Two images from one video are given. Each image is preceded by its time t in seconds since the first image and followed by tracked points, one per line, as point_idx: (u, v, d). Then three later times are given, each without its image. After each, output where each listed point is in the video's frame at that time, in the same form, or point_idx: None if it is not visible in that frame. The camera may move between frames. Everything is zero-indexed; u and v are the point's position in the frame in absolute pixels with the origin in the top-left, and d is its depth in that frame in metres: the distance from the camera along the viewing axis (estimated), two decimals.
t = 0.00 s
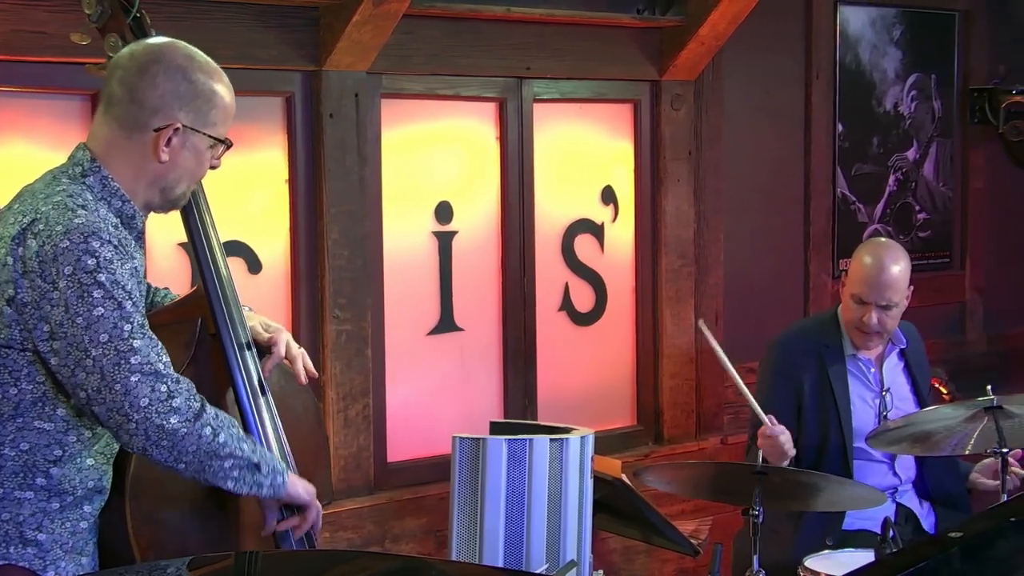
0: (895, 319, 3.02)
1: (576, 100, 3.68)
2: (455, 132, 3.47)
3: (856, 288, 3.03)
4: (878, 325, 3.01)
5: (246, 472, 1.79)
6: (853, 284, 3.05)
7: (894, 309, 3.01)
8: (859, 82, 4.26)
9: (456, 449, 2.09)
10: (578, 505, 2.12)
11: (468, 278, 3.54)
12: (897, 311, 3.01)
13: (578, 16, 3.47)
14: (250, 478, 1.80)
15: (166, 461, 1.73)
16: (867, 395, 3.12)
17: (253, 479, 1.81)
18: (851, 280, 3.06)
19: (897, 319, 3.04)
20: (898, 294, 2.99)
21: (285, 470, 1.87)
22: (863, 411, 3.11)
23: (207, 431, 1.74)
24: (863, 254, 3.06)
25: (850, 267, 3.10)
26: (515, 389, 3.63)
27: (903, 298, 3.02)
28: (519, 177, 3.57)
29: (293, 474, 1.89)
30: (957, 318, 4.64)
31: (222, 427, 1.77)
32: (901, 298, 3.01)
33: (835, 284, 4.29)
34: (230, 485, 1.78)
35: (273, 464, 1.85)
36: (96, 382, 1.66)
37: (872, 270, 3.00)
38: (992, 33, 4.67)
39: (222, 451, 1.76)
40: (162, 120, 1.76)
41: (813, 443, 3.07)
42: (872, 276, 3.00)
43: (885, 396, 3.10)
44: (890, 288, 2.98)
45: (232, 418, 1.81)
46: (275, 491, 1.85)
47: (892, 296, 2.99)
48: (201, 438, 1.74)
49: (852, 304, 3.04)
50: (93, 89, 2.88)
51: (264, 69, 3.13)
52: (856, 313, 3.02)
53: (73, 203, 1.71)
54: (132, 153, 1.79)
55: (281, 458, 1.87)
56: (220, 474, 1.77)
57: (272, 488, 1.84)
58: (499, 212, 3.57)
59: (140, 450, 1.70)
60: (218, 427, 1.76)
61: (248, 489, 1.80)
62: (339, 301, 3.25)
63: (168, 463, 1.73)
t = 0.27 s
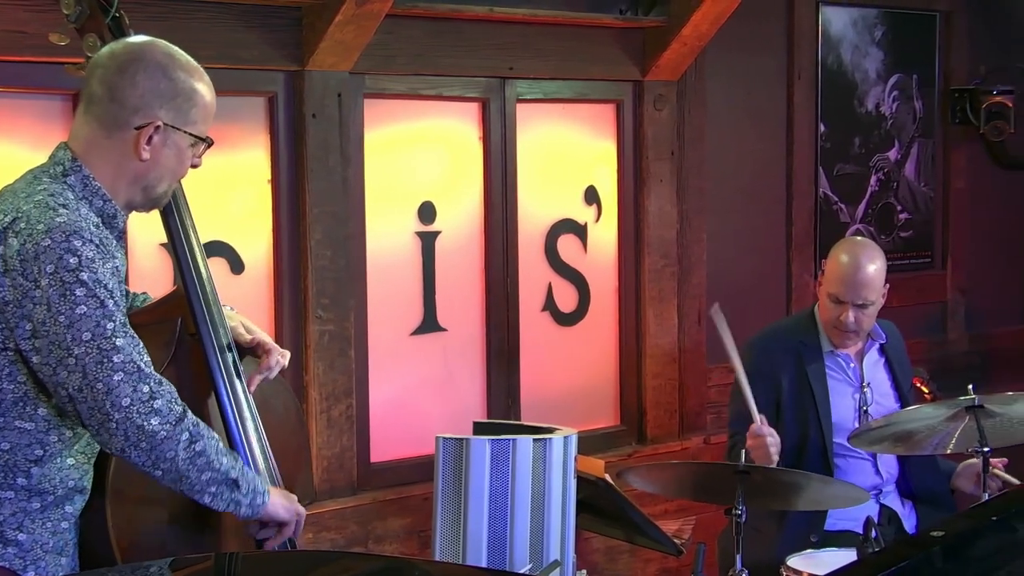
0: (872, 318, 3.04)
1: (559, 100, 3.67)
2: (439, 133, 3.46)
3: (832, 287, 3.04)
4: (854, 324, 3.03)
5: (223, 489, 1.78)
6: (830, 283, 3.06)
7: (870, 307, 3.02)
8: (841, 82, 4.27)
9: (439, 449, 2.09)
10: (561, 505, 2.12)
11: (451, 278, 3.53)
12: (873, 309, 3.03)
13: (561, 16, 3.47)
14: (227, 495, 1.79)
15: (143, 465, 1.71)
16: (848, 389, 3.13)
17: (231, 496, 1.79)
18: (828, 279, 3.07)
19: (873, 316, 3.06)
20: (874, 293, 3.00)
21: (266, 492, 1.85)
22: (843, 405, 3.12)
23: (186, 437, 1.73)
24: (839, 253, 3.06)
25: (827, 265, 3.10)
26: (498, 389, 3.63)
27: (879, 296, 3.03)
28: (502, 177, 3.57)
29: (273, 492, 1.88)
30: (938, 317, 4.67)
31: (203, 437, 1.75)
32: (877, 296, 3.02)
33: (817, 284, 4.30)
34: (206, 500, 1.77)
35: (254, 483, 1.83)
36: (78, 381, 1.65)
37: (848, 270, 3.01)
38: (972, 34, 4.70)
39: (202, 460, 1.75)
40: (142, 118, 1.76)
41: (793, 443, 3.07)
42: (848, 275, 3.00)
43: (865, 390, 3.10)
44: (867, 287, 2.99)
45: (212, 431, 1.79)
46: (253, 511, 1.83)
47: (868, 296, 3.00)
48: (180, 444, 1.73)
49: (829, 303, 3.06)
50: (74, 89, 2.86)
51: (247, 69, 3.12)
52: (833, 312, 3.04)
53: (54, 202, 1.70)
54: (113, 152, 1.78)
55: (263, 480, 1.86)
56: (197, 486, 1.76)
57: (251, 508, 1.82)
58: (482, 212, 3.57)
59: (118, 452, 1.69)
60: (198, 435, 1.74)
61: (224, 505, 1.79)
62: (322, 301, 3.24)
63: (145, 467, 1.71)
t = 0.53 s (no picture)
0: (853, 319, 3.05)
1: (542, 100, 3.67)
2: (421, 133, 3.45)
3: (814, 288, 3.05)
4: (836, 325, 3.04)
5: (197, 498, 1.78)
6: (812, 285, 3.07)
7: (852, 309, 3.04)
8: (823, 82, 4.29)
9: (422, 449, 2.07)
10: (544, 508, 2.13)
11: (434, 278, 3.52)
12: (854, 311, 3.04)
13: (543, 16, 3.46)
14: (202, 505, 1.79)
15: (117, 471, 1.71)
16: (829, 390, 3.14)
17: (206, 506, 1.80)
18: (810, 280, 3.08)
19: (855, 318, 3.07)
20: (855, 295, 3.01)
21: (241, 503, 1.86)
22: (824, 407, 3.13)
23: (161, 444, 1.73)
24: (821, 254, 3.07)
25: (809, 265, 3.11)
26: (482, 389, 3.63)
27: (861, 297, 3.04)
28: (486, 177, 3.57)
29: (249, 501, 1.89)
30: (920, 317, 4.69)
31: (178, 445, 1.76)
32: (859, 298, 3.03)
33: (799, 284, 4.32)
34: (180, 510, 1.77)
35: (230, 493, 1.84)
36: (53, 384, 1.66)
37: (831, 271, 3.02)
38: (953, 35, 4.73)
39: (176, 468, 1.75)
40: (121, 118, 1.75)
41: (775, 443, 3.09)
42: (830, 277, 3.01)
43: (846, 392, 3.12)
44: (849, 288, 3.00)
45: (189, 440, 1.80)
46: (228, 521, 1.84)
47: (849, 297, 3.01)
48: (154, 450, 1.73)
49: (811, 305, 3.07)
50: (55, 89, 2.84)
51: (229, 69, 3.11)
52: (815, 314, 3.05)
53: (30, 203, 1.71)
54: (92, 152, 1.77)
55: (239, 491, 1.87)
56: (170, 496, 1.76)
57: (225, 519, 1.83)
58: (465, 213, 3.56)
59: (92, 456, 1.69)
60: (172, 442, 1.75)
61: (198, 515, 1.79)
62: (305, 302, 3.23)
63: (119, 473, 1.71)
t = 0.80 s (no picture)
0: (836, 325, 3.05)
1: (525, 100, 3.67)
2: (405, 134, 3.45)
3: (798, 291, 3.06)
4: (818, 330, 3.05)
5: (175, 506, 1.76)
6: (796, 288, 3.08)
7: (834, 315, 3.04)
8: (805, 83, 4.30)
9: (405, 450, 2.07)
10: (528, 509, 2.12)
11: (417, 278, 3.52)
12: (837, 316, 3.04)
13: (526, 16, 3.46)
14: (180, 512, 1.77)
15: (93, 476, 1.71)
16: (810, 392, 3.15)
17: (185, 513, 1.77)
18: (794, 283, 3.09)
19: (837, 323, 3.07)
20: (839, 301, 3.02)
21: (223, 510, 1.82)
22: (805, 409, 3.14)
23: (138, 449, 1.72)
24: (806, 257, 3.08)
25: (795, 268, 3.12)
26: (465, 389, 3.62)
27: (844, 304, 3.04)
28: (469, 177, 3.56)
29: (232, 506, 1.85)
30: (901, 317, 4.71)
31: (156, 450, 1.74)
32: (842, 304, 3.03)
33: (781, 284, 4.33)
34: (158, 516, 1.76)
35: (211, 500, 1.80)
36: (30, 387, 1.66)
37: (814, 275, 3.03)
38: (934, 36, 4.75)
39: (153, 475, 1.73)
40: (100, 120, 1.74)
41: (756, 444, 3.09)
42: (814, 281, 3.02)
43: (827, 393, 3.13)
44: (832, 294, 3.01)
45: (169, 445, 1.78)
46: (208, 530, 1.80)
47: (832, 303, 3.02)
48: (131, 455, 1.72)
49: (793, 308, 3.08)
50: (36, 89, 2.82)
51: (211, 69, 3.09)
52: (797, 317, 3.06)
53: (8, 205, 1.70)
54: (71, 153, 1.76)
55: (222, 499, 1.83)
56: (147, 501, 1.74)
57: (206, 527, 1.80)
58: (448, 214, 3.56)
59: (69, 460, 1.69)
60: (150, 447, 1.73)
61: (176, 522, 1.77)
62: (287, 302, 3.22)
63: (95, 478, 1.71)
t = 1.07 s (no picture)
0: (820, 323, 3.07)
1: (508, 100, 3.67)
2: (388, 134, 3.44)
3: (781, 292, 3.07)
4: (803, 329, 3.06)
5: (159, 509, 1.76)
6: (778, 288, 3.08)
7: (818, 313, 3.06)
8: (787, 83, 4.32)
9: (390, 450, 2.08)
10: (512, 509, 2.12)
11: (399, 278, 3.51)
12: (820, 314, 3.06)
13: (508, 16, 3.46)
14: (164, 516, 1.76)
15: (77, 477, 1.70)
16: (793, 393, 3.17)
17: (169, 516, 1.77)
18: (776, 282, 3.10)
19: (820, 321, 3.09)
20: (822, 299, 3.03)
21: (208, 514, 1.81)
22: (788, 409, 3.15)
23: (120, 454, 1.71)
24: (788, 256, 3.09)
25: (776, 267, 3.13)
26: (448, 390, 3.62)
27: (827, 301, 3.06)
28: (451, 177, 3.56)
29: (217, 511, 1.83)
30: (883, 317, 4.73)
31: (139, 455, 1.73)
32: (825, 301, 3.05)
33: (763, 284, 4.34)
34: (141, 519, 1.75)
35: (196, 502, 1.79)
36: (14, 389, 1.65)
37: (798, 274, 3.03)
38: (916, 37, 4.77)
39: (136, 478, 1.73)
40: (81, 117, 1.74)
41: (741, 444, 3.10)
42: (797, 281, 3.03)
43: (811, 393, 3.14)
44: (816, 293, 3.02)
45: (154, 449, 1.77)
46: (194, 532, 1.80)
47: (816, 302, 3.03)
48: (114, 460, 1.71)
49: (777, 309, 3.08)
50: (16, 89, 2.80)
51: (193, 69, 3.08)
52: (782, 318, 3.07)
53: None
54: (51, 152, 1.76)
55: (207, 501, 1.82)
56: (130, 504, 1.73)
57: (190, 529, 1.79)
58: (431, 214, 3.55)
59: (53, 461, 1.68)
60: (133, 452, 1.72)
61: (160, 526, 1.76)
62: (270, 303, 3.21)
63: (79, 479, 1.70)
